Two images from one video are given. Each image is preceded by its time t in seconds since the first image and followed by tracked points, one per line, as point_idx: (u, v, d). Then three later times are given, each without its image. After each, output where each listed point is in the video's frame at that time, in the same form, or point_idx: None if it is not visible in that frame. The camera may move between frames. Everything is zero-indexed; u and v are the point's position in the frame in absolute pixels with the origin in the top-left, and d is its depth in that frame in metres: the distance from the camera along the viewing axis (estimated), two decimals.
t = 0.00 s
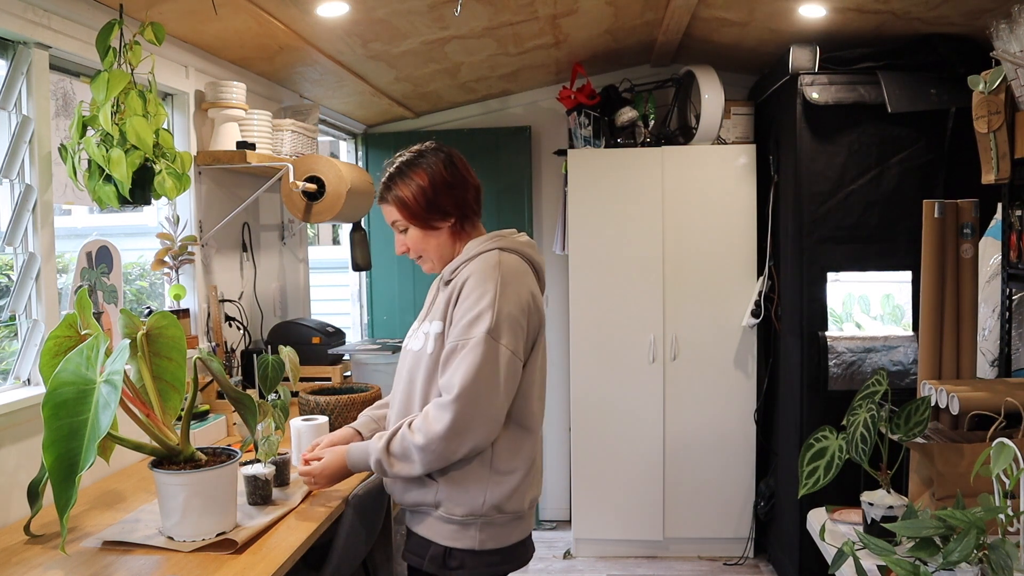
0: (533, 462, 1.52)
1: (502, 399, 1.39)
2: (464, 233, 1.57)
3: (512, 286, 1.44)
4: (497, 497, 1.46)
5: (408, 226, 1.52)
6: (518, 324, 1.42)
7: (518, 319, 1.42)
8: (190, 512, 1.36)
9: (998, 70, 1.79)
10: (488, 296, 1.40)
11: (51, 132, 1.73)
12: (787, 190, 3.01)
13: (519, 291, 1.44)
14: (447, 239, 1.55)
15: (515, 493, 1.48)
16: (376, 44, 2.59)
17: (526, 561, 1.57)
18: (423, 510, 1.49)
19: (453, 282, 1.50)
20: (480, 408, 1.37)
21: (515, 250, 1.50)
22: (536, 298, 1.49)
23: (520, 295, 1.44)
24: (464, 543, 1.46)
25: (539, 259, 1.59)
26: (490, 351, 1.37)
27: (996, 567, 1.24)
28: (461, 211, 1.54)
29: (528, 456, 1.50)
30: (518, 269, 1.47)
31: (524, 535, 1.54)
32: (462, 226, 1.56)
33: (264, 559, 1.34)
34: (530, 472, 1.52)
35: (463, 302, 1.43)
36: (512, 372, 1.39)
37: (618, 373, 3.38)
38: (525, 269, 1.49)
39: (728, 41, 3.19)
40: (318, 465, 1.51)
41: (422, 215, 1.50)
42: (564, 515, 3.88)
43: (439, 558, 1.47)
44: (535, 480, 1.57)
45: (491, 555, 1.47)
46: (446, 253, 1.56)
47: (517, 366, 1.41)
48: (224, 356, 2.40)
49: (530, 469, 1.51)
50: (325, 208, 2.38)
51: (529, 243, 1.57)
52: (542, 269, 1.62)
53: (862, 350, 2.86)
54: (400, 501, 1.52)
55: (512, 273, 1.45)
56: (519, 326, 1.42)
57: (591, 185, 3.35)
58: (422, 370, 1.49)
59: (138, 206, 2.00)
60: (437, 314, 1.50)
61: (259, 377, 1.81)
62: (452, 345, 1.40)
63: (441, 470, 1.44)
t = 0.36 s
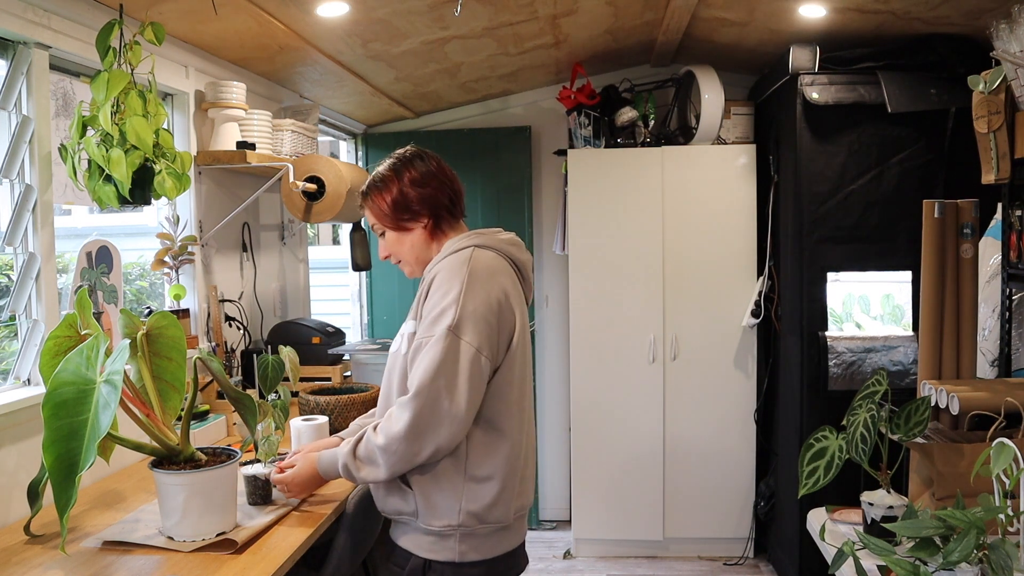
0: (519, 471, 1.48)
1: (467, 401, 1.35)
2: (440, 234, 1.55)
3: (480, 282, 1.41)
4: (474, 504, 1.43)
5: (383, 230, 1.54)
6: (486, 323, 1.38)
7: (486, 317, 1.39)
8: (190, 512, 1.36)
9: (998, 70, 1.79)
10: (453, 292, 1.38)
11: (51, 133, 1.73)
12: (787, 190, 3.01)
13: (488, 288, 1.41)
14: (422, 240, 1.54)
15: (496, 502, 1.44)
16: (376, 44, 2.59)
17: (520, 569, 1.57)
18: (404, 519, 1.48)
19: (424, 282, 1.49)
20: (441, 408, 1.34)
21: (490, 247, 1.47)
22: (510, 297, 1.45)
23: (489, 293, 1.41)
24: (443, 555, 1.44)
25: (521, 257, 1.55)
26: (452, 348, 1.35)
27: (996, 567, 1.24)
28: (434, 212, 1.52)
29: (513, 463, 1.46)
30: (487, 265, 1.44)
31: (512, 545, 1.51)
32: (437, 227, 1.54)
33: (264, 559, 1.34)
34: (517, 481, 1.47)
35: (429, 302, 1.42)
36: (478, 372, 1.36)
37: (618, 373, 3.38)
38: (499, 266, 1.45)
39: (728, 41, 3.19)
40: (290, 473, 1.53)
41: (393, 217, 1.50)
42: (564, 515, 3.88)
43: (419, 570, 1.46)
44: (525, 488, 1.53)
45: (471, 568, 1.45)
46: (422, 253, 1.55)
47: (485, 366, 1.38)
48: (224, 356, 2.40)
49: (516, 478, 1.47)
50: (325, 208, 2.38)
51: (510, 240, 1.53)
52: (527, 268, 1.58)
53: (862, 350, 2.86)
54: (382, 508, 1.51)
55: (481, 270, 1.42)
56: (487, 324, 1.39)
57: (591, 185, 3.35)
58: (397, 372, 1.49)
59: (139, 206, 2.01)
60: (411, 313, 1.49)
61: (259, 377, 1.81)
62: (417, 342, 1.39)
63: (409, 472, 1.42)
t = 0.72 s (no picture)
0: (513, 476, 1.46)
1: (445, 407, 1.34)
2: (425, 236, 1.53)
3: (458, 284, 1.38)
4: (464, 511, 1.42)
5: (370, 233, 1.55)
6: (464, 326, 1.36)
7: (464, 320, 1.37)
8: (190, 512, 1.36)
9: (998, 70, 1.79)
10: (429, 295, 1.37)
11: (51, 132, 1.73)
12: (787, 190, 3.01)
13: (466, 290, 1.39)
14: (407, 241, 1.53)
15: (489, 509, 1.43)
16: (376, 44, 2.59)
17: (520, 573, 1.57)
18: (399, 526, 1.48)
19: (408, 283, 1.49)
20: (416, 413, 1.33)
21: (473, 247, 1.46)
22: (492, 299, 1.42)
23: (467, 295, 1.38)
24: (439, 562, 1.43)
25: (508, 256, 1.52)
26: (426, 352, 1.34)
27: (996, 567, 1.24)
28: (417, 214, 1.51)
29: (506, 467, 1.44)
30: (466, 265, 1.41)
31: (510, 552, 1.50)
32: (421, 229, 1.53)
33: (264, 558, 1.34)
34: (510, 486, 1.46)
35: (407, 305, 1.41)
36: (455, 376, 1.34)
37: (618, 373, 3.38)
38: (481, 267, 1.43)
39: (728, 41, 3.19)
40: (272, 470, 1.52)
41: (377, 220, 1.51)
42: (564, 515, 3.88)
43: None
44: (522, 493, 1.51)
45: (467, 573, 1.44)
46: (407, 254, 1.54)
47: (464, 371, 1.36)
48: (224, 356, 2.40)
49: (510, 484, 1.45)
50: (326, 208, 2.38)
51: (496, 237, 1.51)
52: (516, 267, 1.55)
53: (862, 350, 2.86)
54: (378, 515, 1.50)
55: (460, 272, 1.40)
56: (465, 328, 1.37)
57: (591, 185, 3.35)
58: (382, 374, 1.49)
59: (139, 206, 2.01)
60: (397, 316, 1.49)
61: (259, 377, 1.81)
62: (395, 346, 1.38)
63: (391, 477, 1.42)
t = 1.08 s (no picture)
0: (510, 481, 1.45)
1: (434, 412, 1.33)
2: (421, 234, 1.53)
3: (451, 288, 1.38)
4: (458, 515, 1.42)
5: (367, 233, 1.56)
6: (456, 331, 1.36)
7: (456, 325, 1.36)
8: (190, 512, 1.36)
9: (998, 70, 1.79)
10: (421, 299, 1.37)
11: (51, 133, 1.73)
12: (787, 190, 3.01)
13: (460, 295, 1.38)
14: (402, 241, 1.53)
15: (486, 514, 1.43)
16: (376, 44, 2.59)
17: None
18: (396, 529, 1.48)
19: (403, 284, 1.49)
20: (404, 418, 1.33)
21: (470, 249, 1.45)
22: (487, 305, 1.41)
23: (460, 300, 1.38)
24: (435, 566, 1.43)
25: (505, 259, 1.51)
26: (416, 357, 1.33)
27: (996, 567, 1.24)
28: (412, 214, 1.51)
29: (502, 471, 1.44)
30: (460, 270, 1.41)
31: (507, 555, 1.50)
32: (417, 229, 1.52)
33: (264, 559, 1.34)
34: (507, 491, 1.45)
35: (399, 309, 1.42)
36: (444, 382, 1.34)
37: (618, 373, 3.38)
38: (476, 271, 1.42)
39: (728, 40, 3.19)
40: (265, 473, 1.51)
41: (372, 220, 1.52)
42: (564, 515, 3.88)
43: None
44: (520, 498, 1.51)
45: None
46: (403, 254, 1.54)
47: (454, 376, 1.35)
48: (224, 356, 2.40)
49: (507, 488, 1.45)
50: (326, 208, 2.38)
51: (494, 239, 1.51)
52: (514, 270, 1.54)
53: (862, 350, 2.86)
54: (375, 518, 1.50)
55: (455, 276, 1.39)
56: (457, 333, 1.36)
57: (591, 184, 3.35)
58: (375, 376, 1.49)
59: (139, 206, 2.00)
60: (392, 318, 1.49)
61: (259, 377, 1.81)
62: (387, 349, 1.39)
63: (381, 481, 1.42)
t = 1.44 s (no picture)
0: (508, 484, 1.45)
1: (430, 416, 1.33)
2: (420, 231, 1.53)
3: (450, 293, 1.38)
4: (455, 517, 1.42)
5: (368, 231, 1.56)
6: (453, 336, 1.36)
7: (454, 330, 1.36)
8: (190, 512, 1.36)
9: (998, 70, 1.79)
10: (420, 303, 1.37)
11: (51, 133, 1.73)
12: (787, 191, 3.01)
13: (458, 299, 1.38)
14: (402, 238, 1.53)
15: (484, 517, 1.43)
16: (376, 44, 2.59)
17: None
18: (394, 530, 1.48)
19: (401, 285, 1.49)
20: (400, 421, 1.33)
21: (469, 252, 1.45)
22: (486, 309, 1.41)
23: (459, 304, 1.38)
24: (432, 567, 1.44)
25: (504, 262, 1.51)
26: (413, 361, 1.33)
27: (996, 568, 1.24)
28: (411, 210, 1.51)
29: (500, 475, 1.44)
30: (459, 275, 1.41)
31: (505, 557, 1.50)
32: (417, 225, 1.52)
33: (264, 559, 1.34)
34: (505, 495, 1.45)
35: (397, 311, 1.42)
36: (440, 386, 1.34)
37: (618, 373, 3.38)
38: (475, 275, 1.42)
39: (728, 40, 3.19)
40: (260, 471, 1.52)
41: (371, 217, 1.52)
42: (564, 515, 3.88)
43: None
44: (519, 501, 1.50)
45: None
46: (403, 251, 1.55)
47: (451, 380, 1.35)
48: (224, 356, 2.40)
49: (504, 492, 1.45)
50: (326, 208, 2.38)
51: (494, 241, 1.51)
52: (514, 273, 1.54)
53: (862, 350, 2.86)
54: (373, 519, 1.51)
55: (453, 280, 1.39)
56: (455, 337, 1.36)
57: (590, 184, 3.35)
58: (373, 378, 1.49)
59: (139, 206, 2.00)
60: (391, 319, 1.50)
61: (259, 377, 1.81)
62: (384, 352, 1.39)
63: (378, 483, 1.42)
